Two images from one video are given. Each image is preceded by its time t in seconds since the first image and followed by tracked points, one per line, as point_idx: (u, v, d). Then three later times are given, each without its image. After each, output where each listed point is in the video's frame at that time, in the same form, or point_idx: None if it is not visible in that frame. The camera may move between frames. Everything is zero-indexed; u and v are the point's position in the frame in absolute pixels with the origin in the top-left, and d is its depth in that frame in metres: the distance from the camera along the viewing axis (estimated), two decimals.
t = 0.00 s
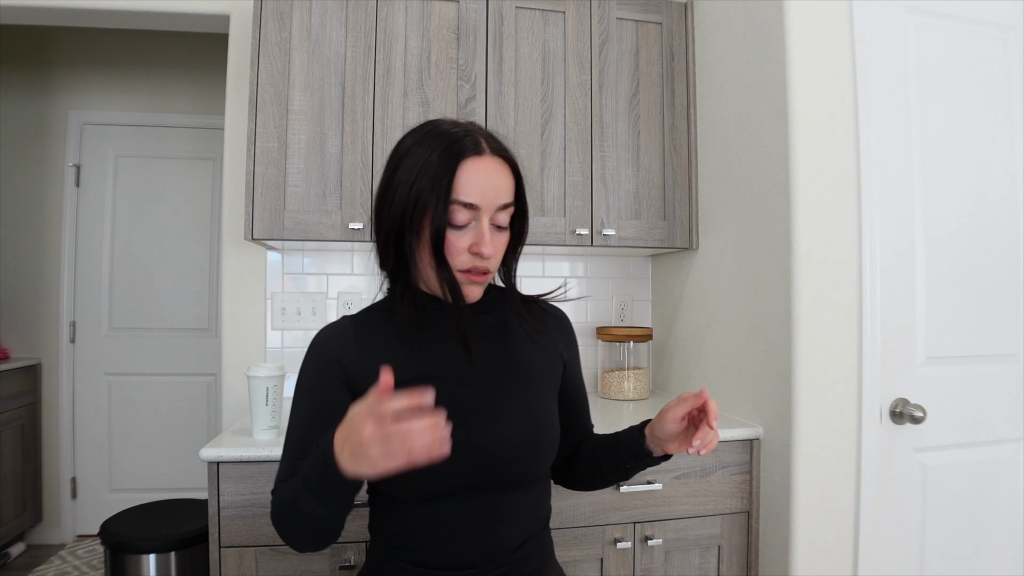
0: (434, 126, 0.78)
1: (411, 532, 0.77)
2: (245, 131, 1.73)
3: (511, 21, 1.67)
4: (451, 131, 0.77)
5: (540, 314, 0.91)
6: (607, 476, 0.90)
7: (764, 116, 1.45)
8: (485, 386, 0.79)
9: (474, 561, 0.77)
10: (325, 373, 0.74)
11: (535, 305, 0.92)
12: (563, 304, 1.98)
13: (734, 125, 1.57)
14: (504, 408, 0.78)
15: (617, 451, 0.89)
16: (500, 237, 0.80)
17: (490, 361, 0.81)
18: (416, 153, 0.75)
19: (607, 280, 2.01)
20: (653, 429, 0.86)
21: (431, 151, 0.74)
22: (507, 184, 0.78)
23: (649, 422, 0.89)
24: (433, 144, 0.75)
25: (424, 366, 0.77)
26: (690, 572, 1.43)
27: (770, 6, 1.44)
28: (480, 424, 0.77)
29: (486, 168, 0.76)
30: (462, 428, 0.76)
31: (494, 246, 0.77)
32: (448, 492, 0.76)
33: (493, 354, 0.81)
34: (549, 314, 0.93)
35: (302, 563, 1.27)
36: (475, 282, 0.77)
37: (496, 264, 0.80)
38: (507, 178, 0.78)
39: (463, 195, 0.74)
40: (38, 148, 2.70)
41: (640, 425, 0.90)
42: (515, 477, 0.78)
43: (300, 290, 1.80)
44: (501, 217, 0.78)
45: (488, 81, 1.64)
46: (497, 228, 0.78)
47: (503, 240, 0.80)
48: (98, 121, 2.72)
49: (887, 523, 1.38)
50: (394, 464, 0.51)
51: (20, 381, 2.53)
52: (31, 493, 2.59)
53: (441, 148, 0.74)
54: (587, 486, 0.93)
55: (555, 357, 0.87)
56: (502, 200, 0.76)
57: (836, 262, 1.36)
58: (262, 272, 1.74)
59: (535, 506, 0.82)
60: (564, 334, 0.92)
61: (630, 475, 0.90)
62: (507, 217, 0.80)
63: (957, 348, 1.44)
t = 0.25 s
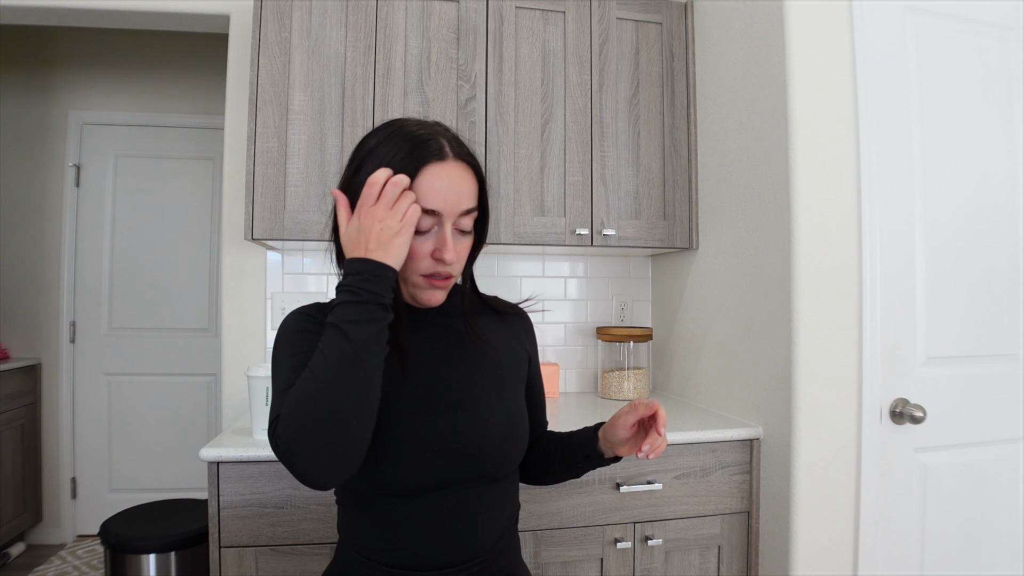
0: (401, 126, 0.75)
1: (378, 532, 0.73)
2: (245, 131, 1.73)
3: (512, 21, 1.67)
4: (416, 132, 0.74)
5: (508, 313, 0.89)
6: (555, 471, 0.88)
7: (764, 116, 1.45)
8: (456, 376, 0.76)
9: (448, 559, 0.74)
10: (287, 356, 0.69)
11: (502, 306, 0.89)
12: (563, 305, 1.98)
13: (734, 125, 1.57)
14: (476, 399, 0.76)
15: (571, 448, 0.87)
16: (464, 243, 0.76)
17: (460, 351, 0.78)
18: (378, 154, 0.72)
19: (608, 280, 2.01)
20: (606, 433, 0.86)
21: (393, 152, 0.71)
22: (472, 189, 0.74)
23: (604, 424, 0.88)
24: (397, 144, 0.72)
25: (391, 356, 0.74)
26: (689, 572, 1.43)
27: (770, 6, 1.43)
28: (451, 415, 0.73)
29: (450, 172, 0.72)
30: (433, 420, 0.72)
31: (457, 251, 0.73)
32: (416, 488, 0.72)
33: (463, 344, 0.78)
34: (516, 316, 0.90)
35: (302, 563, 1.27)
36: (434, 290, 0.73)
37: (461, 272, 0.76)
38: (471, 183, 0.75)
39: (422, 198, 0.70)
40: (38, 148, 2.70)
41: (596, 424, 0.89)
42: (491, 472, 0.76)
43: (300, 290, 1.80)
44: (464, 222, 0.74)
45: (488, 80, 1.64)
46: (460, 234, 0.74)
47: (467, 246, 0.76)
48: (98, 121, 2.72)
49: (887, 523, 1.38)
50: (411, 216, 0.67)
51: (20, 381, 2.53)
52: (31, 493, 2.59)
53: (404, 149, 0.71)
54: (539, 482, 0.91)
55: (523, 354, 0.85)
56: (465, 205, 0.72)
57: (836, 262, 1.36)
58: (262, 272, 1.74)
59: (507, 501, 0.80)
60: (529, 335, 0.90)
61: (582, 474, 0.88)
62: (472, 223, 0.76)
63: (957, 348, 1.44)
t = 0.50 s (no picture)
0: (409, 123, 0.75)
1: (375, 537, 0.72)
2: (244, 131, 1.72)
3: (512, 21, 1.67)
4: (424, 130, 0.74)
5: (506, 315, 0.88)
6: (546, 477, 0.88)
7: (764, 116, 1.45)
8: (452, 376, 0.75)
9: (445, 563, 0.73)
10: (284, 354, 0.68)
11: (501, 309, 0.89)
12: (563, 305, 1.98)
13: (734, 125, 1.57)
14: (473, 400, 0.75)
15: (565, 456, 0.87)
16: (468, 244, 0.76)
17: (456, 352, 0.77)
18: (384, 150, 0.73)
19: (608, 280, 2.01)
20: (603, 446, 0.86)
21: (400, 148, 0.72)
22: (478, 189, 0.74)
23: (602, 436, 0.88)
24: (405, 141, 0.73)
25: (386, 358, 0.74)
26: (690, 572, 1.43)
27: (770, 6, 1.43)
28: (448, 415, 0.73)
29: (458, 171, 0.73)
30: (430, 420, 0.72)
31: (460, 251, 0.73)
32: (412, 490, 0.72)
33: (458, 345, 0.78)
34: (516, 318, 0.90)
35: (302, 564, 1.27)
36: (435, 288, 0.72)
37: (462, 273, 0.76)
38: (478, 183, 0.75)
39: (428, 195, 0.70)
40: (38, 148, 2.70)
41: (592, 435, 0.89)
42: (490, 473, 0.75)
43: (300, 290, 1.80)
44: (468, 222, 0.74)
45: (488, 80, 1.64)
46: (464, 233, 0.75)
47: (470, 247, 0.76)
48: (97, 121, 2.72)
49: (887, 523, 1.38)
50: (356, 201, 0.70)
51: (20, 381, 2.53)
52: (30, 493, 2.58)
53: (412, 146, 0.72)
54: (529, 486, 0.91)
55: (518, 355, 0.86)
56: (470, 204, 0.73)
57: (837, 262, 1.36)
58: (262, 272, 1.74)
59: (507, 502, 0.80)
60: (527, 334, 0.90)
61: (573, 482, 0.88)
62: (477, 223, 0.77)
63: (958, 348, 1.44)
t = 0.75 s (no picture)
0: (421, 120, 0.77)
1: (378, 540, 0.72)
2: (245, 132, 1.73)
3: (511, 21, 1.67)
4: (435, 126, 0.75)
5: (514, 318, 0.89)
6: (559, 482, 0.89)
7: (764, 117, 1.46)
8: (452, 383, 0.76)
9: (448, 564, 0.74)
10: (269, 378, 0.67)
11: (508, 311, 0.89)
12: (563, 305, 1.98)
13: (733, 125, 1.58)
14: (473, 406, 0.76)
15: (576, 463, 0.87)
16: (474, 242, 0.76)
17: (457, 358, 0.78)
18: (393, 144, 0.74)
19: (607, 280, 2.02)
20: (613, 451, 0.85)
21: (410, 143, 0.73)
22: (485, 186, 0.75)
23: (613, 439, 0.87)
24: (414, 137, 0.74)
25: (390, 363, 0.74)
26: (689, 572, 1.43)
27: (769, 6, 1.44)
28: (449, 422, 0.74)
29: (465, 167, 0.73)
30: (432, 427, 0.73)
31: (462, 248, 0.73)
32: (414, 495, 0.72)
33: (460, 351, 0.79)
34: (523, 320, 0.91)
35: (303, 563, 1.27)
36: (436, 284, 0.73)
37: (466, 271, 0.76)
38: (486, 181, 0.75)
39: (432, 189, 0.71)
40: (39, 148, 2.71)
41: (603, 439, 0.88)
42: (491, 479, 0.76)
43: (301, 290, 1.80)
44: (473, 219, 0.74)
45: (488, 81, 1.65)
46: (470, 231, 0.75)
47: (475, 245, 0.76)
48: (98, 121, 2.72)
49: (886, 522, 1.39)
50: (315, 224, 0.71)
51: (21, 381, 2.53)
52: (31, 492, 2.59)
53: (419, 141, 0.73)
54: (541, 490, 0.92)
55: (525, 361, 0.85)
56: (475, 201, 0.73)
57: (837, 262, 1.36)
58: (262, 272, 1.75)
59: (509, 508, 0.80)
60: (535, 337, 0.90)
61: (585, 487, 0.88)
62: (484, 222, 0.77)
63: (957, 348, 1.44)
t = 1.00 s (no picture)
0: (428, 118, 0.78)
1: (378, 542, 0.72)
2: (245, 132, 1.73)
3: (512, 21, 1.67)
4: (441, 124, 0.76)
5: (520, 320, 0.89)
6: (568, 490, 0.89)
7: (764, 117, 1.46)
8: (451, 388, 0.75)
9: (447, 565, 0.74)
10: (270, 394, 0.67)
11: (512, 314, 0.88)
12: (563, 305, 1.98)
13: (733, 125, 1.58)
14: (471, 412, 0.75)
15: (580, 467, 0.87)
16: (475, 240, 0.76)
17: (459, 361, 0.78)
18: (398, 141, 0.75)
19: (607, 280, 2.02)
20: (617, 456, 0.84)
21: (415, 139, 0.74)
22: (486, 183, 0.74)
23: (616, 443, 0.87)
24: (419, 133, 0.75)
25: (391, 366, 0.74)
26: (689, 572, 1.43)
27: (769, 6, 1.44)
28: (447, 428, 0.73)
29: (467, 164, 0.73)
30: (430, 434, 0.72)
31: (461, 245, 0.73)
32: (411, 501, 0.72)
33: (460, 357, 0.78)
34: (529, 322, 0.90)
35: (303, 563, 1.28)
36: (433, 280, 0.73)
37: (465, 269, 0.75)
38: (489, 179, 0.75)
39: (432, 184, 0.71)
40: (39, 148, 2.71)
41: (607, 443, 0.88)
42: (490, 482, 0.75)
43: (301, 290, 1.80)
44: (474, 217, 0.74)
45: (488, 81, 1.65)
46: (470, 229, 0.75)
47: (476, 244, 0.75)
48: (98, 121, 2.72)
49: (886, 522, 1.39)
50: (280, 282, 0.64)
51: (21, 381, 2.53)
52: (31, 493, 2.59)
53: (423, 137, 0.74)
54: (545, 494, 0.92)
55: (528, 366, 0.85)
56: (476, 198, 0.73)
57: (837, 261, 1.36)
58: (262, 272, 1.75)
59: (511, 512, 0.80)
60: (541, 341, 0.90)
61: (591, 492, 0.88)
62: (486, 220, 0.76)
63: (957, 348, 1.44)
